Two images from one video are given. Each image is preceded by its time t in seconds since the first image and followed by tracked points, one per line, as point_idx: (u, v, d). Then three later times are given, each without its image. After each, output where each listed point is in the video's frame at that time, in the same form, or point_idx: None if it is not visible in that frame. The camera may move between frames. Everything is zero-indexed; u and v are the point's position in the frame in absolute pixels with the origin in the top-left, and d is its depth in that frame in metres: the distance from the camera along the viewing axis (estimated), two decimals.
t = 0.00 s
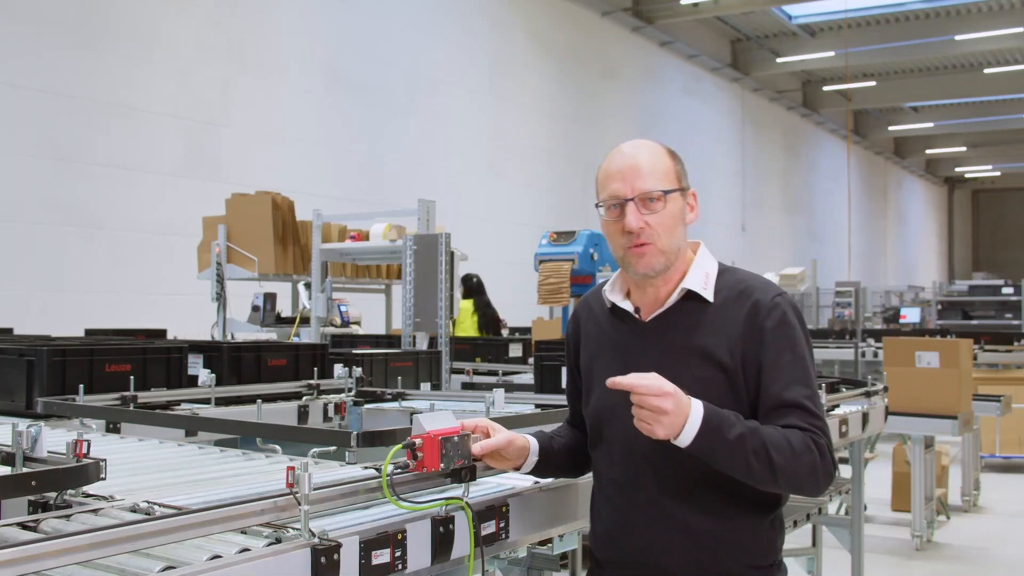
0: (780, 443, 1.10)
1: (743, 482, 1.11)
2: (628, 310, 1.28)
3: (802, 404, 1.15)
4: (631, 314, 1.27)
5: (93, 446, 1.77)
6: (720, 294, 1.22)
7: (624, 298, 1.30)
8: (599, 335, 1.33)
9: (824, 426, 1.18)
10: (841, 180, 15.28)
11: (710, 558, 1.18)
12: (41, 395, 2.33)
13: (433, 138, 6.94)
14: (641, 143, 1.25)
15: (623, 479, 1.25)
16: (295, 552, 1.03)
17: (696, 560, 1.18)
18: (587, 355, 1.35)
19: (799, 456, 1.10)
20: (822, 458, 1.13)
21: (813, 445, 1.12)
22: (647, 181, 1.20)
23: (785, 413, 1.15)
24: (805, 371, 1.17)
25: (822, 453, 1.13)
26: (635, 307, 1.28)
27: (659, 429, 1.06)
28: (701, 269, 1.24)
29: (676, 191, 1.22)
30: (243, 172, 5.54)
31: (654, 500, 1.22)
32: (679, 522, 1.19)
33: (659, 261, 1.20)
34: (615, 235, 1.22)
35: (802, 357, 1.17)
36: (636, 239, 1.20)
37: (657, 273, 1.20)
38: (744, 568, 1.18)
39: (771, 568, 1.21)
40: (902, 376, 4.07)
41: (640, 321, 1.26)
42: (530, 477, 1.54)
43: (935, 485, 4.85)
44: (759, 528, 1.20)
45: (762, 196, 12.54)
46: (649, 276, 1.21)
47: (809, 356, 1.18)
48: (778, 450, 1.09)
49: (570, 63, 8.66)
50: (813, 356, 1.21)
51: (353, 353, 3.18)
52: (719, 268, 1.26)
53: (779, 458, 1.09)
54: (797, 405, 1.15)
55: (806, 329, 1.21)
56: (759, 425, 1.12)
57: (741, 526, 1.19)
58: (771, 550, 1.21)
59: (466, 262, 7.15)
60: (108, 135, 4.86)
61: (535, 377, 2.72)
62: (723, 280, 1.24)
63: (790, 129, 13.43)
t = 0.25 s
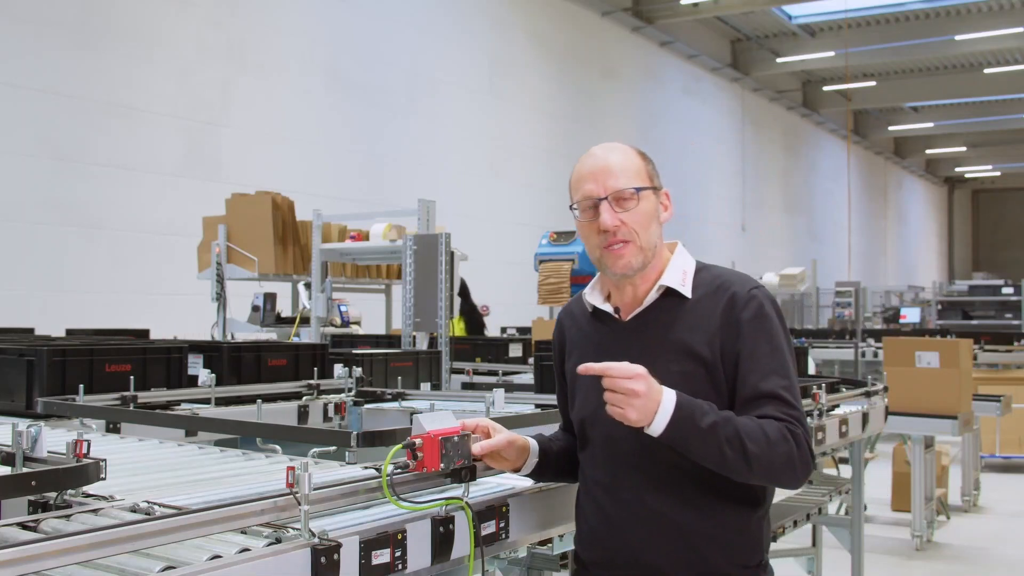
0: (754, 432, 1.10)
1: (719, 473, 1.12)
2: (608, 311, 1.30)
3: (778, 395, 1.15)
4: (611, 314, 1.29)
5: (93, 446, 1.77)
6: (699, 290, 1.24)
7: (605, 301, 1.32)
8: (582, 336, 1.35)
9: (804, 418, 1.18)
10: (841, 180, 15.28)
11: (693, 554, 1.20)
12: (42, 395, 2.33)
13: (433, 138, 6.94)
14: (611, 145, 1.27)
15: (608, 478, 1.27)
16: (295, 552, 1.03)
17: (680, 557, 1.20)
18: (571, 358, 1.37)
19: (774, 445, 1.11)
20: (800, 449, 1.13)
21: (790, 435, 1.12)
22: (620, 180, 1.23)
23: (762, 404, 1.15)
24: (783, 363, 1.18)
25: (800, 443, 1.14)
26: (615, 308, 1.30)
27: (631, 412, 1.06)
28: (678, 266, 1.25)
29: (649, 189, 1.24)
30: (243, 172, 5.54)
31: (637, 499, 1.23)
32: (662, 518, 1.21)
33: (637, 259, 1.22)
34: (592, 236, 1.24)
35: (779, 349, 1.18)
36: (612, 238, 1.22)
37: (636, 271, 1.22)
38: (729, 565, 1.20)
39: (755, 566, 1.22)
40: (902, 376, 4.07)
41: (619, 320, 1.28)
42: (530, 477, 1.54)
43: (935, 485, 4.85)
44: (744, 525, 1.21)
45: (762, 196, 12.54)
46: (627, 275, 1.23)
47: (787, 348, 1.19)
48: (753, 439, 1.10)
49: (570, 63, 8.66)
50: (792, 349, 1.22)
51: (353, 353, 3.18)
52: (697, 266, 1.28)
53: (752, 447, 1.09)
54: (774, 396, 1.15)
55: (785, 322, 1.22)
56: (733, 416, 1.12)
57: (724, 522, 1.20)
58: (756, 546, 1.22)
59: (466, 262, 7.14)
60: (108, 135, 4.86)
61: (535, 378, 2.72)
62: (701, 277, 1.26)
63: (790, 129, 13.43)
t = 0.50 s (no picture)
0: (710, 444, 1.12)
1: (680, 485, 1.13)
2: (596, 310, 1.30)
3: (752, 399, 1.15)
4: (599, 313, 1.30)
5: (94, 446, 1.77)
6: (686, 291, 1.24)
7: (593, 299, 1.33)
8: (572, 334, 1.35)
9: (781, 422, 1.18)
10: (841, 180, 15.28)
11: (678, 554, 1.20)
12: (42, 395, 2.33)
13: (433, 138, 6.94)
14: (603, 143, 1.27)
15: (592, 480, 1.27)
16: (295, 552, 1.03)
17: (666, 557, 1.20)
18: (562, 357, 1.37)
19: (731, 455, 1.12)
20: (768, 456, 1.13)
21: (756, 442, 1.13)
22: (612, 177, 1.23)
23: (734, 408, 1.15)
24: (761, 365, 1.17)
25: (768, 450, 1.14)
26: (602, 307, 1.30)
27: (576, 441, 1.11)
28: (665, 266, 1.26)
29: (639, 187, 1.25)
30: (243, 172, 5.54)
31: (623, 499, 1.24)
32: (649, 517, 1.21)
33: (626, 256, 1.23)
34: (581, 233, 1.24)
35: (757, 352, 1.17)
36: (602, 234, 1.23)
37: (624, 268, 1.23)
38: (717, 565, 1.20)
39: (743, 565, 1.22)
40: (902, 376, 4.07)
41: (607, 320, 1.29)
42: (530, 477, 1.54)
43: (935, 485, 4.85)
44: (731, 525, 1.21)
45: (762, 196, 12.54)
46: (616, 271, 1.23)
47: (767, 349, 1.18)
48: (708, 452, 1.11)
49: (570, 63, 8.66)
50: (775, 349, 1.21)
51: (353, 353, 3.18)
52: (685, 266, 1.28)
53: (708, 460, 1.11)
54: (746, 400, 1.15)
55: (768, 322, 1.22)
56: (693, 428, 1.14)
57: (708, 522, 1.20)
58: (743, 545, 1.22)
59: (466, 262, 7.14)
60: (108, 135, 4.86)
61: (535, 378, 2.72)
62: (690, 277, 1.25)
63: (790, 129, 13.43)
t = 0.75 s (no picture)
0: (674, 449, 1.12)
1: (648, 491, 1.14)
2: (591, 310, 1.31)
3: (729, 403, 1.14)
4: (594, 313, 1.30)
5: (94, 446, 1.77)
6: (678, 292, 1.24)
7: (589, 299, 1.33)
8: (568, 332, 1.36)
9: (759, 428, 1.17)
10: (841, 180, 15.28)
11: (662, 555, 1.20)
12: (42, 395, 2.33)
13: (433, 138, 6.94)
14: (603, 143, 1.27)
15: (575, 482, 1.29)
16: (295, 552, 1.02)
17: (650, 558, 1.21)
18: (557, 355, 1.38)
19: (696, 461, 1.12)
20: (739, 461, 1.13)
21: (728, 449, 1.12)
22: (604, 177, 1.23)
23: (709, 412, 1.15)
24: (742, 370, 1.16)
25: (740, 456, 1.13)
26: (596, 306, 1.30)
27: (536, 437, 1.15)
28: (658, 269, 1.25)
29: (633, 189, 1.24)
30: (243, 172, 5.54)
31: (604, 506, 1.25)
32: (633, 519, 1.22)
33: (614, 257, 1.23)
34: (571, 231, 1.25)
35: (738, 355, 1.16)
36: (590, 234, 1.23)
37: (612, 270, 1.23)
38: (701, 566, 1.20)
39: (730, 567, 1.22)
40: (902, 376, 4.07)
41: (600, 319, 1.29)
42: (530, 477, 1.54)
43: (935, 485, 4.85)
44: (717, 527, 1.21)
45: (762, 196, 12.54)
46: (604, 272, 1.24)
47: (750, 353, 1.17)
48: (673, 458, 1.12)
49: (570, 63, 8.66)
50: (763, 352, 1.20)
51: (353, 353, 3.18)
52: (680, 268, 1.27)
53: (673, 466, 1.11)
54: (723, 405, 1.15)
55: (757, 326, 1.20)
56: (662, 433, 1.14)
57: (691, 525, 1.20)
58: (729, 547, 1.22)
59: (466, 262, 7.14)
60: (108, 135, 4.86)
61: (535, 378, 2.72)
62: (684, 279, 1.25)
63: (790, 129, 13.43)
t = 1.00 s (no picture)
0: (661, 453, 1.13)
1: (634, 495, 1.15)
2: (593, 308, 1.31)
3: (719, 408, 1.14)
4: (596, 311, 1.30)
5: (94, 446, 1.77)
6: (679, 294, 1.23)
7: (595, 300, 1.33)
8: (571, 329, 1.36)
9: (750, 433, 1.16)
10: (841, 180, 15.28)
11: (652, 556, 1.21)
12: (42, 395, 2.33)
13: (434, 138, 6.94)
14: (587, 154, 1.23)
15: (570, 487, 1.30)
16: (295, 552, 1.02)
17: (640, 558, 1.21)
18: (560, 353, 1.39)
19: (681, 465, 1.12)
20: (727, 467, 1.13)
21: (715, 454, 1.12)
22: (576, 200, 1.20)
23: (699, 415, 1.15)
24: (736, 374, 1.16)
25: (727, 461, 1.13)
26: (598, 306, 1.30)
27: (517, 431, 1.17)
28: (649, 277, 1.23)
29: (611, 206, 1.21)
30: (243, 172, 5.54)
31: (591, 514, 1.27)
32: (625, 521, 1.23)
33: (595, 276, 1.22)
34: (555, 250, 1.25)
35: (731, 360, 1.16)
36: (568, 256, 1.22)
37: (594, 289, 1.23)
38: (692, 568, 1.20)
39: (721, 570, 1.22)
40: (902, 376, 4.07)
41: (601, 319, 1.29)
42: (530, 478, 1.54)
43: (935, 485, 4.85)
44: (709, 529, 1.21)
45: (762, 196, 12.54)
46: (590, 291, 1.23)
47: (744, 358, 1.16)
48: (658, 462, 1.12)
49: (570, 63, 8.66)
50: (760, 357, 1.19)
51: (353, 353, 3.18)
52: (683, 270, 1.27)
53: (658, 469, 1.12)
54: (713, 408, 1.14)
55: (755, 330, 1.19)
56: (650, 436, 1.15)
57: (682, 527, 1.20)
58: (721, 550, 1.21)
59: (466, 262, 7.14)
60: (108, 135, 4.86)
61: (535, 378, 2.72)
62: (686, 281, 1.25)
63: (790, 130, 13.43)
